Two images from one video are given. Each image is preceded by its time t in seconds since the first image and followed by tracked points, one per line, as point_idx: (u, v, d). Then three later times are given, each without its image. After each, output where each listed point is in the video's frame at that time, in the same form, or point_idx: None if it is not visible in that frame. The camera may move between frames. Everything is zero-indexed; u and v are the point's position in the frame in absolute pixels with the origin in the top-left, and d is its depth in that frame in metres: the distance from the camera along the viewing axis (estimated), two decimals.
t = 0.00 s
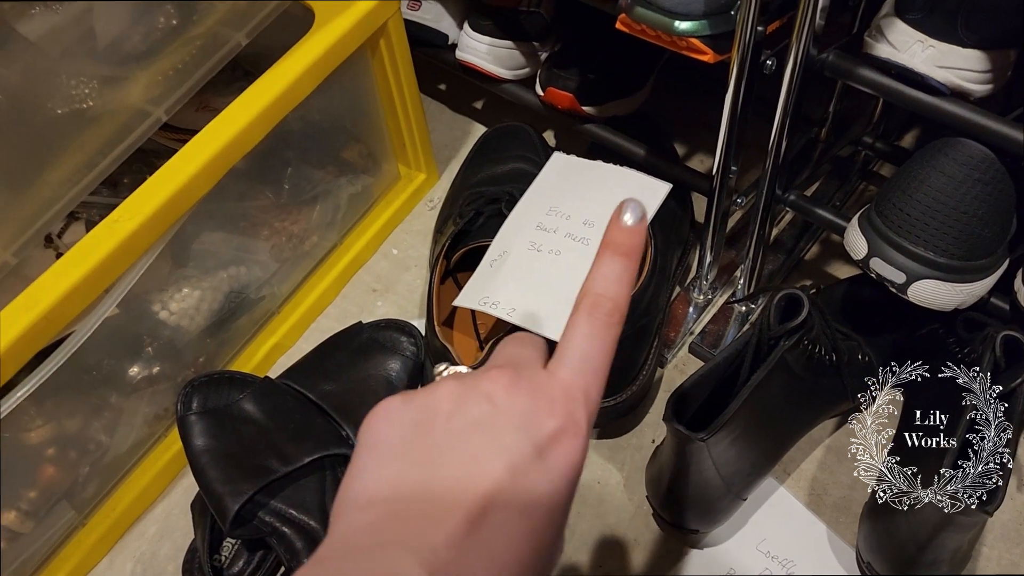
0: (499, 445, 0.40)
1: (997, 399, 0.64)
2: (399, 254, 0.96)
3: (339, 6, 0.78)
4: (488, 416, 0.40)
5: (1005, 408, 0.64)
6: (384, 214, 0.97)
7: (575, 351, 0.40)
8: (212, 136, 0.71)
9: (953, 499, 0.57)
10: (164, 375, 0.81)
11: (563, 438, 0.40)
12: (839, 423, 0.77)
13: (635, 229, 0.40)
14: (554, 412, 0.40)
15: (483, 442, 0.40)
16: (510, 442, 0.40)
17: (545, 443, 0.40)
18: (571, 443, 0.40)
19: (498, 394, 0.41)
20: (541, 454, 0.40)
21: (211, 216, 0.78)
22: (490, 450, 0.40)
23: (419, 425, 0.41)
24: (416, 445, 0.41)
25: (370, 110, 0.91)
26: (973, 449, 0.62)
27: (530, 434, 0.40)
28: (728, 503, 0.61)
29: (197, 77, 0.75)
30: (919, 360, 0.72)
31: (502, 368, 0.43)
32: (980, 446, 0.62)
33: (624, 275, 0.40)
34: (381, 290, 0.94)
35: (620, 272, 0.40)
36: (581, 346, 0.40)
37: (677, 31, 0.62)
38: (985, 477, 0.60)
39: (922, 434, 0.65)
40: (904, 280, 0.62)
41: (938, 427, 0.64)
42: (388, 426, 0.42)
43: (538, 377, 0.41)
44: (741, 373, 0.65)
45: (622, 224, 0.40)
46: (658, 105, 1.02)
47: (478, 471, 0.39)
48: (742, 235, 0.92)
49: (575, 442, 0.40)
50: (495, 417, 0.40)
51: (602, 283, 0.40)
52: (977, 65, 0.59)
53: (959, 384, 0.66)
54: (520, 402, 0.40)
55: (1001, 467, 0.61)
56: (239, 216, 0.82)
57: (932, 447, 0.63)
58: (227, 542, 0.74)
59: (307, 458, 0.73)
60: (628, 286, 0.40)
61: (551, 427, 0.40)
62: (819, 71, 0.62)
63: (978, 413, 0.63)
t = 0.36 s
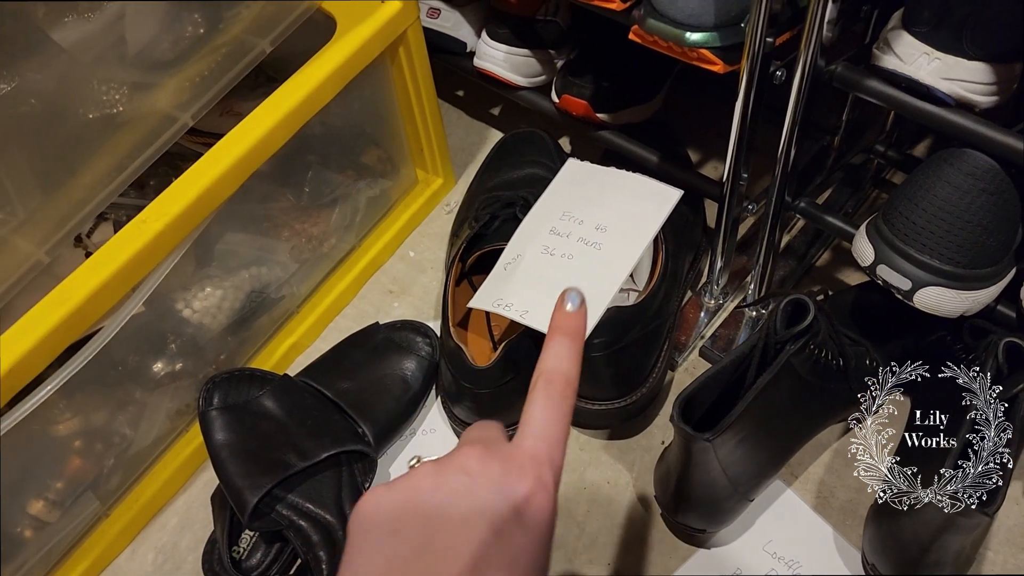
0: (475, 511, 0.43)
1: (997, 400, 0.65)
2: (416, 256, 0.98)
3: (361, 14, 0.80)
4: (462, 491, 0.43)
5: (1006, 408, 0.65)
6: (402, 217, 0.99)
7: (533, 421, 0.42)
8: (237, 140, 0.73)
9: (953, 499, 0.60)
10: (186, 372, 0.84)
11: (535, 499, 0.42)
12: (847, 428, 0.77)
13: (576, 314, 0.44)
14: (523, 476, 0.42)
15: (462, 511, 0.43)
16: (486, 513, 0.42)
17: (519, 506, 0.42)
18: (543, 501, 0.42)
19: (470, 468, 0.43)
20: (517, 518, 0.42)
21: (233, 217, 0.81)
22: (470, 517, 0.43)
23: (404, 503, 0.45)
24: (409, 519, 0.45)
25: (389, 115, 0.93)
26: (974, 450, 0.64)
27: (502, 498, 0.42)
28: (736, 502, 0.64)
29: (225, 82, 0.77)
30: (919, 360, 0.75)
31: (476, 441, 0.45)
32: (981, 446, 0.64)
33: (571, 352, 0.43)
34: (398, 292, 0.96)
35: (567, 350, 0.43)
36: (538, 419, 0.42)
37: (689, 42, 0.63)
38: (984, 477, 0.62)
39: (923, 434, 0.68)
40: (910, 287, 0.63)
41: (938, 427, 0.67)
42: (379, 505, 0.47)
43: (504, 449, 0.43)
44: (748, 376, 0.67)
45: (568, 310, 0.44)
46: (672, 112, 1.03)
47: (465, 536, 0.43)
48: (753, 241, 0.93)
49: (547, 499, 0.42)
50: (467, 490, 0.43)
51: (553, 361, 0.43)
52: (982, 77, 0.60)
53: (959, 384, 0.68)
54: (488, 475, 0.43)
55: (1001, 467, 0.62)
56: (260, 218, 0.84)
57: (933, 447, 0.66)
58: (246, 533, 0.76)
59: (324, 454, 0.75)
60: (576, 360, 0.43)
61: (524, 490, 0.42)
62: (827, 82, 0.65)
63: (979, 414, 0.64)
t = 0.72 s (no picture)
0: (437, 523, 0.44)
1: (997, 399, 0.66)
2: (429, 252, 0.99)
3: (376, 12, 0.81)
4: (424, 503, 0.44)
5: (1006, 408, 0.66)
6: (415, 214, 0.99)
7: (501, 433, 0.43)
8: (253, 134, 0.74)
9: (953, 499, 0.61)
10: (201, 364, 0.85)
11: (499, 511, 0.43)
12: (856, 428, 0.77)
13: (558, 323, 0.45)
14: (489, 489, 0.43)
15: (423, 523, 0.44)
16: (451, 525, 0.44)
17: (482, 518, 0.43)
18: (507, 513, 0.43)
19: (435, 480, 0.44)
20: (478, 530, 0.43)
21: (248, 211, 0.81)
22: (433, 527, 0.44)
23: (366, 513, 0.46)
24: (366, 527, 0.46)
25: (403, 112, 0.93)
26: (973, 450, 0.65)
27: (467, 511, 0.43)
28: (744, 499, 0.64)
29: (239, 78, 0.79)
30: (919, 360, 0.76)
31: (446, 447, 0.46)
32: (981, 446, 0.65)
33: (550, 363, 0.44)
34: (411, 288, 0.96)
35: (546, 361, 0.44)
36: (509, 433, 0.43)
37: (701, 39, 0.63)
38: (984, 477, 0.63)
39: (923, 434, 0.70)
40: (922, 286, 0.64)
41: (938, 427, 0.70)
42: (341, 512, 0.47)
43: (472, 459, 0.44)
44: (757, 374, 0.67)
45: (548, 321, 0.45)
46: (686, 110, 1.03)
47: (425, 546, 0.44)
48: (766, 240, 0.93)
49: (512, 512, 0.43)
50: (431, 503, 0.43)
51: (527, 373, 0.43)
52: (999, 75, 0.59)
53: (960, 384, 0.70)
54: (453, 487, 0.43)
55: (1001, 467, 0.63)
56: (275, 213, 0.85)
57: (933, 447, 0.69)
58: (257, 525, 0.77)
59: (335, 447, 0.76)
60: (553, 373, 0.44)
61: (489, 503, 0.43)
62: (840, 80, 0.65)
63: (978, 415, 0.66)
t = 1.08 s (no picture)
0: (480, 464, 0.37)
1: (998, 399, 0.66)
2: (438, 247, 0.99)
3: (388, 7, 0.81)
4: (466, 435, 0.38)
5: (1006, 407, 0.66)
6: (425, 208, 1.00)
7: (556, 352, 0.35)
8: (265, 127, 0.74)
9: (953, 499, 0.62)
10: (210, 355, 0.85)
11: (552, 444, 0.36)
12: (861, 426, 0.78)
13: (619, 223, 0.34)
14: (541, 419, 0.36)
15: (468, 459, 0.38)
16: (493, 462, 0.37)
17: (530, 453, 0.37)
18: (563, 446, 0.36)
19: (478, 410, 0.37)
20: (526, 467, 0.37)
21: (259, 204, 0.82)
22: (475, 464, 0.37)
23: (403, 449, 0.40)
24: (402, 465, 0.40)
25: (414, 106, 0.93)
26: (973, 449, 0.66)
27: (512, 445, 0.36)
28: (751, 495, 0.65)
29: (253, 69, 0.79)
30: (919, 359, 0.76)
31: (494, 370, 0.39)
32: (980, 446, 0.65)
33: (613, 268, 0.34)
34: (419, 282, 0.96)
35: (608, 265, 0.34)
36: (564, 351, 0.35)
37: (714, 34, 0.63)
38: (984, 477, 0.64)
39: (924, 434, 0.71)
40: (933, 284, 0.64)
41: (939, 427, 0.71)
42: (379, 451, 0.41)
43: (521, 385, 0.37)
44: (765, 371, 0.67)
45: (603, 221, 0.34)
46: (696, 107, 1.03)
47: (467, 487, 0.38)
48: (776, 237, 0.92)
49: (568, 447, 0.36)
50: (474, 436, 0.37)
51: (585, 281, 0.34)
52: (1011, 72, 0.59)
53: (960, 384, 0.71)
54: (499, 418, 0.37)
55: (1000, 467, 0.64)
56: (286, 206, 0.86)
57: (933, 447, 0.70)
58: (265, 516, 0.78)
59: (343, 439, 0.77)
60: (618, 279, 0.34)
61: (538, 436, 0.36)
62: (853, 76, 0.66)
63: (978, 415, 0.67)
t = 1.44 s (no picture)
0: (490, 492, 0.43)
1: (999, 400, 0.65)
2: (441, 241, 0.98)
3: None
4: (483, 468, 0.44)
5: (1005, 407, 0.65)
6: (428, 202, 0.99)
7: (560, 395, 0.41)
8: (264, 119, 0.73)
9: (953, 499, 0.62)
10: (210, 349, 0.84)
11: (561, 478, 0.42)
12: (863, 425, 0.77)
13: (613, 281, 0.42)
14: (548, 455, 0.42)
15: (480, 489, 0.44)
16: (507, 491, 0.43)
17: (542, 484, 0.42)
18: (569, 481, 0.42)
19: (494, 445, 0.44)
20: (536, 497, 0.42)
21: (259, 197, 0.81)
22: (489, 491, 0.43)
23: (420, 482, 0.46)
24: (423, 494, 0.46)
25: (417, 99, 0.92)
26: (973, 449, 0.65)
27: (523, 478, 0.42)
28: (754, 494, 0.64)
29: (250, 65, 0.79)
30: (920, 359, 0.75)
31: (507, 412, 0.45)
32: (980, 446, 0.65)
33: (605, 323, 0.41)
34: (422, 277, 0.96)
35: (602, 321, 0.41)
36: (567, 394, 0.41)
37: (719, 25, 0.62)
38: (984, 476, 0.63)
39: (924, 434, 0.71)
40: (940, 280, 0.63)
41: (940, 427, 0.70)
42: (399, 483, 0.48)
43: (530, 425, 0.43)
44: (769, 368, 0.66)
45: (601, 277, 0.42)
46: (703, 101, 1.02)
47: (482, 513, 0.44)
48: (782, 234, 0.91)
49: (575, 479, 0.42)
50: (489, 469, 0.44)
51: (584, 332, 0.41)
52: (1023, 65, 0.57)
53: (960, 384, 0.71)
54: (513, 452, 0.43)
55: (1000, 467, 0.64)
56: (287, 198, 0.85)
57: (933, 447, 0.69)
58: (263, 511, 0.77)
59: (341, 435, 0.76)
60: (610, 332, 0.41)
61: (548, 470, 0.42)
62: (861, 69, 0.65)
63: (978, 415, 0.67)
